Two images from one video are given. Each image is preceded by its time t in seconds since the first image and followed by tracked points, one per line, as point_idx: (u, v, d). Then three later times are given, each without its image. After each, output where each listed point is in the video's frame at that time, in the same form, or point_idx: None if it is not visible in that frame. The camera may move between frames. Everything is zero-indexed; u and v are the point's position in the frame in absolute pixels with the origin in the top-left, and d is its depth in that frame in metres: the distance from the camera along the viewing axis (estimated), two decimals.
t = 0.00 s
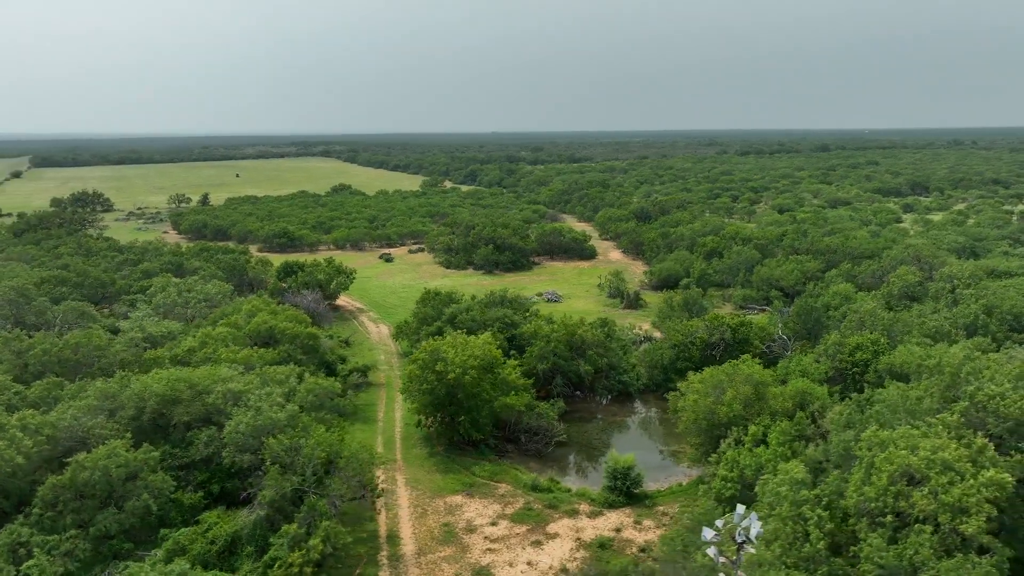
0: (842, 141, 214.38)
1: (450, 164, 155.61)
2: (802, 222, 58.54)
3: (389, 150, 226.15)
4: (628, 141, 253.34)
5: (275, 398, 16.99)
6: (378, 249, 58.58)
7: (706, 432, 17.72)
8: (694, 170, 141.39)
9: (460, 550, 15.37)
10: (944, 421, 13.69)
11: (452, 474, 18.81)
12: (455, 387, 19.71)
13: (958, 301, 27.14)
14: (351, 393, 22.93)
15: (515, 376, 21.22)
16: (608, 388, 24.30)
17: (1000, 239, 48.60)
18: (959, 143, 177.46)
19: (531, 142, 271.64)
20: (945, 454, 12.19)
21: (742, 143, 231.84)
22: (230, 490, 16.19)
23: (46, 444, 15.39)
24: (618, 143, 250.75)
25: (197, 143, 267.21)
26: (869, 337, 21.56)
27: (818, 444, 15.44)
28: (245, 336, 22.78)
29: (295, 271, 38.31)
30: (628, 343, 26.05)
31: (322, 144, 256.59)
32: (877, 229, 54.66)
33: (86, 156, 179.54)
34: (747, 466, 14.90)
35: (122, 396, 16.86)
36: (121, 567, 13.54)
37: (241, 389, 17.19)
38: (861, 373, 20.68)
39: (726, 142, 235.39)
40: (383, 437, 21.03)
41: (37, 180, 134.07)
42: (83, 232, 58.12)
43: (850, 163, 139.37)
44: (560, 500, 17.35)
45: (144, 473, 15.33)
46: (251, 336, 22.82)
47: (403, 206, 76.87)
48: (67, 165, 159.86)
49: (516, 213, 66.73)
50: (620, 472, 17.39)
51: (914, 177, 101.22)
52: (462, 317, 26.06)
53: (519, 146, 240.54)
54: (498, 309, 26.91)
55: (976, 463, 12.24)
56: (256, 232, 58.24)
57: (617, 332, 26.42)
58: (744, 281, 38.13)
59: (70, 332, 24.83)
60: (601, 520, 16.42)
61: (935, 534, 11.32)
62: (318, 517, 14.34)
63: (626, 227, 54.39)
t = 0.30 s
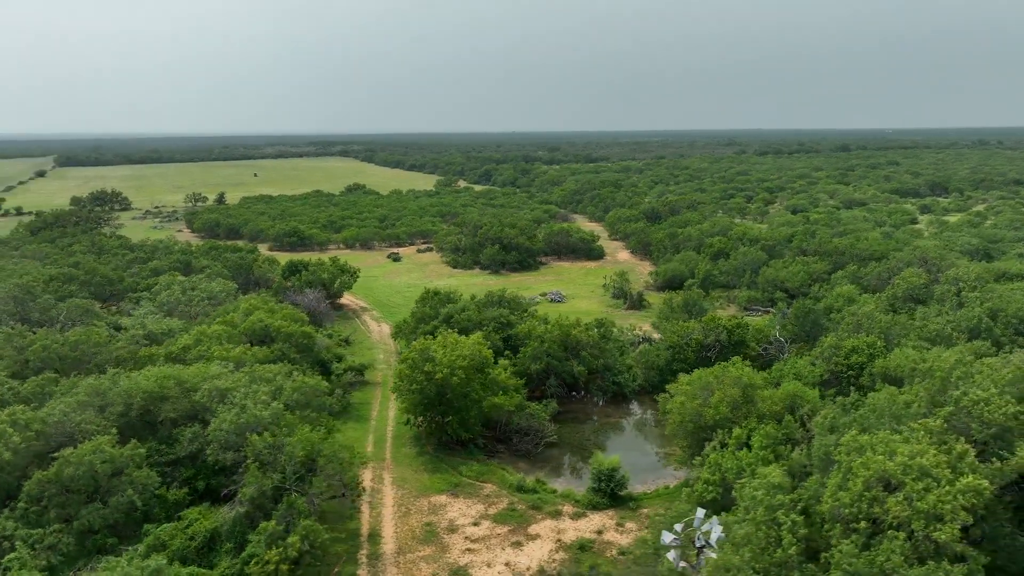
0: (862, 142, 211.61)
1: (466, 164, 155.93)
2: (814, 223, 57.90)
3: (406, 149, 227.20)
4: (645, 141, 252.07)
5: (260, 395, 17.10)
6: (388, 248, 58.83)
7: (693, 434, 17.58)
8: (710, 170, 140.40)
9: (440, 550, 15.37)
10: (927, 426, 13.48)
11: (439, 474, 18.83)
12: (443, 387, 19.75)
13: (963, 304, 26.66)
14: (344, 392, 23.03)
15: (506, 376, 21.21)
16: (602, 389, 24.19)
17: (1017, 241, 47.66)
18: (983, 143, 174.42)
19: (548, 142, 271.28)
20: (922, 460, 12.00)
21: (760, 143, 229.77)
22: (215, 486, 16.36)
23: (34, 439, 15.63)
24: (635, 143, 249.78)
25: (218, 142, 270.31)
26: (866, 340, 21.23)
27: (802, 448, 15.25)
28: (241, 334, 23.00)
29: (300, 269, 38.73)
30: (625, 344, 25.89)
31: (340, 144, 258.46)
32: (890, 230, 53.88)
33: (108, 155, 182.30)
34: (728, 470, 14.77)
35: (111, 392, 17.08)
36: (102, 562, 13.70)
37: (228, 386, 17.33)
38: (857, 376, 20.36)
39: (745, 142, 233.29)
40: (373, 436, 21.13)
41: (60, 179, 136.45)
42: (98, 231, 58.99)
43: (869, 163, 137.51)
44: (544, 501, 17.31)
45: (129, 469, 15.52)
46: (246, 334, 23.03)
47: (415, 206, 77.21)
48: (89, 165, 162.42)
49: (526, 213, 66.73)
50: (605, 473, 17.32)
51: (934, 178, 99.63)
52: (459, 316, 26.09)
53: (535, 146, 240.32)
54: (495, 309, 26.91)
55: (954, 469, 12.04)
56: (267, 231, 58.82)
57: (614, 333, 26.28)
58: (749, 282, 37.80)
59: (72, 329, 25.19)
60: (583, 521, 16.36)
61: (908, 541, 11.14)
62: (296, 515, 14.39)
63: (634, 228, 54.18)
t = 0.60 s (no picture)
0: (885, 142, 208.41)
1: (482, 163, 156.16)
2: (827, 224, 57.19)
3: (424, 149, 228.13)
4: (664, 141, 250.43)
5: (246, 392, 17.24)
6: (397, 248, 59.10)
7: (678, 437, 17.43)
8: (727, 170, 139.29)
9: (419, 549, 15.39)
10: (908, 432, 13.25)
11: (426, 473, 18.86)
12: (431, 386, 19.78)
13: (968, 307, 26.14)
14: (338, 390, 23.13)
15: (496, 377, 21.18)
16: (596, 390, 24.09)
17: None
18: (1009, 143, 170.99)
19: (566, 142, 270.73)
20: (898, 466, 11.80)
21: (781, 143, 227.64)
22: (200, 482, 16.54)
23: (24, 434, 15.91)
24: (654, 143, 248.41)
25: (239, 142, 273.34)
26: (862, 343, 20.90)
27: (785, 452, 15.06)
28: (237, 332, 23.22)
29: (305, 268, 39.06)
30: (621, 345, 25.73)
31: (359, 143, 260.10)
32: (905, 231, 53.04)
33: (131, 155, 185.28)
34: (708, 473, 14.63)
35: (101, 389, 17.33)
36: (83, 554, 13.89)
37: (214, 383, 17.46)
38: (851, 380, 20.03)
39: (765, 142, 231.07)
40: (364, 434, 21.22)
41: (83, 178, 138.83)
42: (115, 229, 59.96)
43: (890, 163, 135.47)
44: (527, 501, 17.26)
45: (115, 464, 15.72)
46: (242, 332, 23.24)
47: (427, 206, 77.48)
48: (112, 164, 165.07)
49: (537, 213, 66.69)
50: (590, 475, 17.23)
51: (955, 178, 97.97)
52: (455, 316, 26.11)
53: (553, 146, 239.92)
54: (492, 309, 26.90)
55: (931, 476, 11.83)
56: (279, 230, 59.38)
57: (610, 334, 26.15)
58: (755, 283, 37.41)
59: (74, 325, 25.59)
60: (565, 523, 16.28)
61: (880, 547, 10.95)
62: (274, 511, 14.48)
63: (643, 228, 53.91)
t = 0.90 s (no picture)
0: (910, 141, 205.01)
1: (500, 163, 156.33)
2: (842, 225, 56.40)
3: (442, 148, 228.71)
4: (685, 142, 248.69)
5: (234, 390, 17.41)
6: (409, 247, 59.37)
7: (664, 439, 17.30)
8: (746, 170, 138.03)
9: (399, 548, 15.45)
10: (889, 437, 13.03)
11: (413, 472, 18.91)
12: (420, 386, 19.84)
13: (975, 310, 25.59)
14: (333, 388, 23.29)
15: (487, 377, 21.17)
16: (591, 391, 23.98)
17: None
18: None
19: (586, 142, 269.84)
20: (872, 473, 11.61)
21: (804, 142, 224.77)
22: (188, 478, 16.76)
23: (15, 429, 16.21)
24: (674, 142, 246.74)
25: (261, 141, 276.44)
26: (859, 346, 20.54)
27: (768, 455, 14.88)
28: (235, 330, 23.44)
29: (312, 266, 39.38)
30: (619, 346, 25.54)
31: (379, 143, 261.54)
32: (921, 232, 52.12)
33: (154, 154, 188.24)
34: (687, 476, 14.52)
35: (93, 385, 17.60)
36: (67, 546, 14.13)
37: (203, 381, 17.64)
38: (846, 384, 19.69)
39: (788, 142, 228.28)
40: (357, 433, 21.33)
41: (109, 177, 141.39)
42: (132, 228, 60.98)
43: (914, 163, 133.23)
44: (511, 502, 17.22)
45: (103, 458, 15.95)
46: (240, 330, 23.46)
47: (440, 205, 77.72)
48: (136, 163, 167.78)
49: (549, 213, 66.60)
50: (574, 477, 17.16)
51: (980, 178, 96.10)
52: (452, 315, 26.14)
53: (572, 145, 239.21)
54: (490, 309, 26.89)
55: (907, 483, 11.62)
56: (292, 229, 59.92)
57: (608, 334, 25.98)
58: (762, 284, 36.97)
59: (79, 322, 26.05)
60: (547, 524, 16.22)
61: (850, 554, 10.78)
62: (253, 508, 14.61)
63: (654, 228, 53.60)
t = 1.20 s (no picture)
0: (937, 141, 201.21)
1: (517, 163, 156.26)
2: (858, 227, 55.55)
3: (462, 148, 229.39)
4: (706, 142, 246.50)
5: (222, 387, 17.61)
6: (420, 246, 59.58)
7: (649, 441, 17.15)
8: (766, 170, 136.58)
9: (379, 546, 15.50)
10: (869, 443, 12.80)
11: (401, 471, 18.95)
12: (409, 384, 19.92)
13: (981, 314, 25.04)
14: (329, 386, 23.45)
15: (478, 376, 21.18)
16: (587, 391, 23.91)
17: None
18: None
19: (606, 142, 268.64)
20: (844, 478, 11.44)
21: (828, 143, 221.59)
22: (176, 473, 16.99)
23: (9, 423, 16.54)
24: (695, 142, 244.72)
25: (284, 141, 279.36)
26: (854, 350, 20.19)
27: (749, 459, 14.71)
28: (233, 327, 23.70)
29: (319, 265, 39.69)
30: (615, 346, 25.35)
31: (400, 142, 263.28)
32: (938, 234, 51.16)
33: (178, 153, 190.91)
34: (665, 479, 14.41)
35: (86, 380, 17.89)
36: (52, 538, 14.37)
37: (191, 378, 17.88)
38: (841, 388, 19.33)
39: (812, 142, 225.23)
40: (349, 431, 21.47)
41: (133, 176, 143.68)
42: (149, 226, 61.90)
43: (938, 164, 130.82)
44: (495, 502, 17.19)
45: (92, 452, 16.21)
46: (238, 327, 23.71)
47: (454, 205, 77.92)
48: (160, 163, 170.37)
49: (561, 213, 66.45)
50: (558, 478, 17.05)
51: (1005, 179, 94.07)
52: (449, 314, 26.18)
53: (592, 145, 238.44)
54: (488, 308, 26.89)
55: (881, 489, 11.42)
56: (305, 228, 60.44)
57: (606, 335, 25.81)
58: (770, 286, 36.47)
59: (84, 318, 26.50)
60: (529, 524, 16.16)
61: (817, 561, 10.63)
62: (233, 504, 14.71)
63: (665, 229, 53.22)
